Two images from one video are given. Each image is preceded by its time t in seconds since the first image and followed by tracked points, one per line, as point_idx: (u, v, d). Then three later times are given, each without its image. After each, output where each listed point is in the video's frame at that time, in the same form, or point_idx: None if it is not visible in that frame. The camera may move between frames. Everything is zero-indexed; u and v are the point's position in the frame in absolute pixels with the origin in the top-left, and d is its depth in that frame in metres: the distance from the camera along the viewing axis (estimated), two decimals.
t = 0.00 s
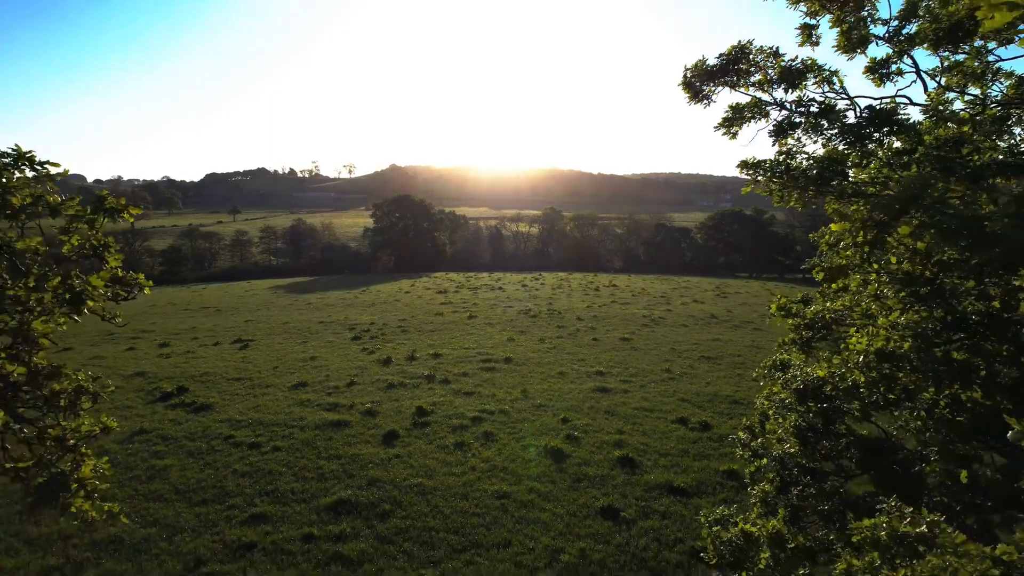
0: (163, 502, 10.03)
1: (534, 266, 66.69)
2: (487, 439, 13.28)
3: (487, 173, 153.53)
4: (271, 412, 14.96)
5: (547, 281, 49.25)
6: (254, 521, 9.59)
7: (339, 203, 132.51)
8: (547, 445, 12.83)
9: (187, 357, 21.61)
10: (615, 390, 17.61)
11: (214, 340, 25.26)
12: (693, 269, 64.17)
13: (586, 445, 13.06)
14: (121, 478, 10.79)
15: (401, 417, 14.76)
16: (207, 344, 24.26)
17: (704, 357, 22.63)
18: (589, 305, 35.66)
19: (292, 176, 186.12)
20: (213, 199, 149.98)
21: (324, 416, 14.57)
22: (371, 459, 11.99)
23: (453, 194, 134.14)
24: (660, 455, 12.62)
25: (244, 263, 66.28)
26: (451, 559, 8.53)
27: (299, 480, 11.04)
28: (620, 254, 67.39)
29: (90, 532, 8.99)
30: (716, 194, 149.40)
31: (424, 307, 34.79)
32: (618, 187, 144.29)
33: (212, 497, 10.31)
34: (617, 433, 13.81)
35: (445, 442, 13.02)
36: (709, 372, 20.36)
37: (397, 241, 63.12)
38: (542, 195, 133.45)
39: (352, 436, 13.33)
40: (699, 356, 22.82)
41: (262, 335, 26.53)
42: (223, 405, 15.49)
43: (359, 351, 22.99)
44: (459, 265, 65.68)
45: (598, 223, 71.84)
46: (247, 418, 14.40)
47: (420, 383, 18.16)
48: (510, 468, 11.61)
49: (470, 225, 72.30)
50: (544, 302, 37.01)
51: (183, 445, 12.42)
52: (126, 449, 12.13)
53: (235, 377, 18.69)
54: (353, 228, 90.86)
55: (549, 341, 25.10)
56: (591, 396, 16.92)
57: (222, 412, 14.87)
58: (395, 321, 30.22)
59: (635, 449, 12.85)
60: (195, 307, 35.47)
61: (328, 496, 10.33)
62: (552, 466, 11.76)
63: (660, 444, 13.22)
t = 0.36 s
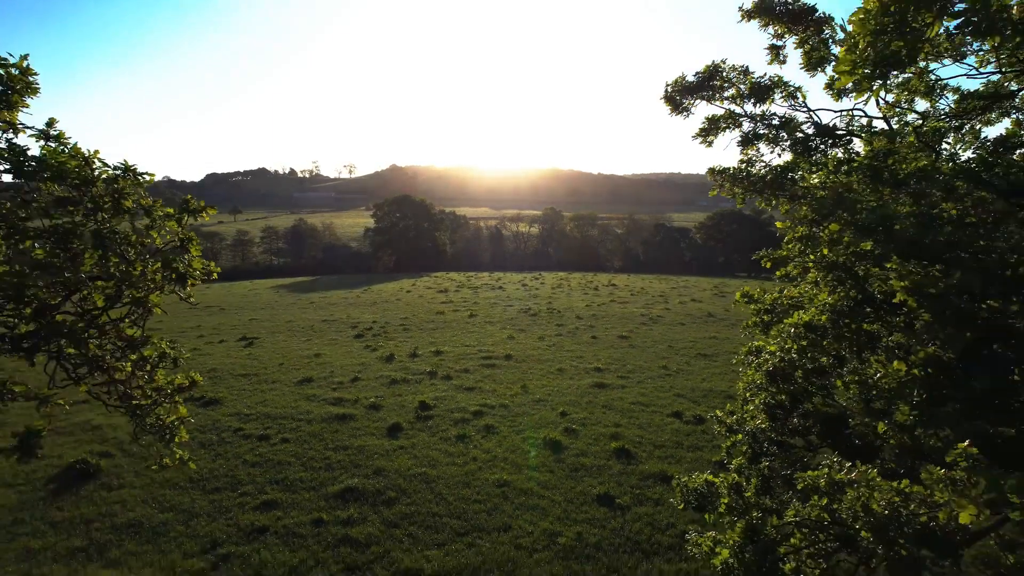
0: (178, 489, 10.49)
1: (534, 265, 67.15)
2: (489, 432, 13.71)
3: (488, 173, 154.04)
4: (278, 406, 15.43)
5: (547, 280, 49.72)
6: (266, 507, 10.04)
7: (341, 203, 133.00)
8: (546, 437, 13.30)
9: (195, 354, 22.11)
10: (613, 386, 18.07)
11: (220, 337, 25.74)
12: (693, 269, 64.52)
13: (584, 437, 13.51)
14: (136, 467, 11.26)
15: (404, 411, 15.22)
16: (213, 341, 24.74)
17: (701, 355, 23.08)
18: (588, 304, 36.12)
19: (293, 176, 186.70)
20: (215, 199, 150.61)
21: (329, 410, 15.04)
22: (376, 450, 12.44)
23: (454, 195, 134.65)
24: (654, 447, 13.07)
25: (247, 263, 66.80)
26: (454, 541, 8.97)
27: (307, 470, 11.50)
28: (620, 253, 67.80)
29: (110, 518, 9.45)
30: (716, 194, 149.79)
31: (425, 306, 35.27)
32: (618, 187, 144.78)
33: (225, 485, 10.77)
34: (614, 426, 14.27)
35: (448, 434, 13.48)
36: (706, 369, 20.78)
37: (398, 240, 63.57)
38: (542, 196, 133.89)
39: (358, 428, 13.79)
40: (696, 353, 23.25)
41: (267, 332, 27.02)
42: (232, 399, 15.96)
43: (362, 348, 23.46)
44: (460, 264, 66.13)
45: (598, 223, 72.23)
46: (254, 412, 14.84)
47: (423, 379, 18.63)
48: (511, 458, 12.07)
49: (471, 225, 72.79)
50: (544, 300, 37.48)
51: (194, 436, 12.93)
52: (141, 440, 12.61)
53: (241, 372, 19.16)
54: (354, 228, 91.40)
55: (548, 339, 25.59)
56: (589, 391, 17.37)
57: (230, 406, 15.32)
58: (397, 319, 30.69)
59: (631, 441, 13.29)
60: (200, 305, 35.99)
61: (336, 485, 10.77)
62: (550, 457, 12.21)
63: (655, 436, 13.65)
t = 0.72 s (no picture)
0: (192, 478, 10.94)
1: (535, 264, 67.57)
2: (490, 425, 14.15)
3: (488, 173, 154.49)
4: (284, 400, 15.87)
5: (547, 280, 50.12)
6: (276, 494, 10.48)
7: (341, 203, 133.36)
8: (544, 430, 13.74)
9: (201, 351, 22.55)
10: (611, 382, 18.51)
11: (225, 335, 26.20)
12: (693, 268, 64.91)
13: (581, 430, 13.96)
14: (151, 458, 11.71)
15: (407, 405, 15.67)
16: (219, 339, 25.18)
17: (698, 352, 23.49)
18: (588, 303, 36.58)
19: (293, 176, 187.17)
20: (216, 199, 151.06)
21: (335, 404, 15.49)
22: (381, 442, 12.89)
23: (454, 195, 135.08)
24: (650, 439, 13.52)
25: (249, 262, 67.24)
26: (457, 526, 9.38)
27: (315, 460, 11.94)
28: (620, 253, 68.19)
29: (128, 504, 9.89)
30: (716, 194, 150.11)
31: (427, 304, 35.74)
32: (619, 186, 145.18)
33: (236, 474, 11.21)
34: (611, 420, 14.71)
35: (450, 427, 13.93)
36: (702, 366, 21.22)
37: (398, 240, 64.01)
38: (543, 196, 134.30)
39: (363, 421, 14.24)
40: (693, 351, 23.69)
41: (271, 331, 27.46)
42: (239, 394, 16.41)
43: (365, 346, 23.91)
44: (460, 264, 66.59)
45: (598, 223, 72.58)
46: (262, 406, 15.28)
47: (425, 375, 19.09)
48: (510, 449, 12.52)
49: (471, 224, 73.24)
50: (544, 299, 37.95)
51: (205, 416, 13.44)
52: (153, 432, 13.05)
53: (247, 369, 19.58)
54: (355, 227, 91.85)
55: (547, 336, 26.05)
56: (587, 387, 17.82)
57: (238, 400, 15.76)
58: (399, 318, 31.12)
59: (627, 434, 13.73)
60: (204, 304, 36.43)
61: (343, 474, 11.22)
62: (549, 449, 12.66)
63: (651, 429, 14.10)
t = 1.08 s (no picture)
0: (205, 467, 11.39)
1: (535, 264, 68.04)
2: (491, 418, 14.61)
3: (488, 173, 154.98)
4: (290, 395, 16.33)
5: (547, 279, 50.58)
6: (286, 482, 10.93)
7: (342, 203, 133.76)
8: (543, 423, 14.20)
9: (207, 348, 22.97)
10: (608, 378, 18.97)
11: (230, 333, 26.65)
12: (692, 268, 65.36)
13: (579, 423, 14.43)
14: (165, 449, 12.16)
15: (410, 400, 16.14)
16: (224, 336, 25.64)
17: (694, 349, 23.96)
18: (587, 302, 37.04)
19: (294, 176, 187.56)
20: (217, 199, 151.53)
21: (340, 398, 15.94)
22: (386, 434, 13.35)
23: (455, 195, 135.54)
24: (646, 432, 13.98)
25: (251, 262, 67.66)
26: (460, 511, 9.84)
27: (322, 450, 12.40)
28: (619, 252, 68.66)
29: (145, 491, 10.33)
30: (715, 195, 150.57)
31: (427, 303, 36.24)
32: (618, 186, 145.63)
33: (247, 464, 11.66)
34: (608, 413, 15.18)
35: (452, 420, 14.39)
36: (697, 362, 21.66)
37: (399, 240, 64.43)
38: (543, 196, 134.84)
39: (367, 415, 14.70)
40: (690, 348, 24.15)
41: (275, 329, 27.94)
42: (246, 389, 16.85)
43: (368, 343, 24.35)
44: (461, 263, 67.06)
45: (597, 223, 73.16)
46: (269, 400, 15.72)
47: (427, 371, 19.53)
48: (510, 441, 12.99)
49: (472, 224, 73.73)
50: (543, 298, 38.43)
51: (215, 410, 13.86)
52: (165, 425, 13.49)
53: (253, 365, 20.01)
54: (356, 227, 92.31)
55: (547, 334, 26.52)
56: (585, 382, 18.28)
57: (246, 395, 16.20)
58: (401, 316, 31.61)
59: (623, 427, 14.19)
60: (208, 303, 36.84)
61: (350, 463, 11.67)
62: (547, 440, 13.12)
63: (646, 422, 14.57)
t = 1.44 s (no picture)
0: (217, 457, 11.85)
1: (535, 263, 68.45)
2: (492, 411, 15.10)
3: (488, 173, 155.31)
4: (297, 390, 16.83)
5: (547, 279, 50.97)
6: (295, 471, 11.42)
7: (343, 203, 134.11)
8: (542, 416, 14.70)
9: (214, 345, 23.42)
10: (606, 374, 19.43)
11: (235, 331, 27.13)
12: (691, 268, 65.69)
13: (577, 416, 14.92)
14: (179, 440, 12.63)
15: (414, 394, 16.59)
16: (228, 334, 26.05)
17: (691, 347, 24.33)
18: (586, 301, 37.45)
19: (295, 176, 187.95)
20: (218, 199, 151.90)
21: (346, 393, 16.43)
22: (390, 426, 13.85)
23: (455, 195, 135.92)
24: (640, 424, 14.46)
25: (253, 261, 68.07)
26: (461, 497, 10.32)
27: (329, 441, 12.89)
28: (620, 252, 68.98)
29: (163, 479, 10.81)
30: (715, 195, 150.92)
31: (429, 302, 36.69)
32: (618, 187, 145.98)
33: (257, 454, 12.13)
34: (605, 407, 15.66)
35: (454, 413, 14.90)
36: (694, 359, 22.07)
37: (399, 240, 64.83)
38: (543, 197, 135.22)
39: (372, 408, 15.20)
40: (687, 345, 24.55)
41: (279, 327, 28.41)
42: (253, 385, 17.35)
43: (370, 341, 24.82)
44: (461, 263, 67.50)
45: (597, 223, 73.53)
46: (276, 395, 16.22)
47: (430, 367, 20.04)
48: (510, 432, 13.48)
49: (472, 224, 74.17)
50: (543, 298, 38.85)
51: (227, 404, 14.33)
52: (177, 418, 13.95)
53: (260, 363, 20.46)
54: (357, 226, 92.67)
55: (546, 332, 26.98)
56: (584, 378, 18.72)
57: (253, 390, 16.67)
58: (403, 314, 32.06)
59: (619, 419, 14.68)
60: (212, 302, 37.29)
61: (356, 453, 12.15)
62: (545, 432, 13.60)
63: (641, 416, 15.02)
